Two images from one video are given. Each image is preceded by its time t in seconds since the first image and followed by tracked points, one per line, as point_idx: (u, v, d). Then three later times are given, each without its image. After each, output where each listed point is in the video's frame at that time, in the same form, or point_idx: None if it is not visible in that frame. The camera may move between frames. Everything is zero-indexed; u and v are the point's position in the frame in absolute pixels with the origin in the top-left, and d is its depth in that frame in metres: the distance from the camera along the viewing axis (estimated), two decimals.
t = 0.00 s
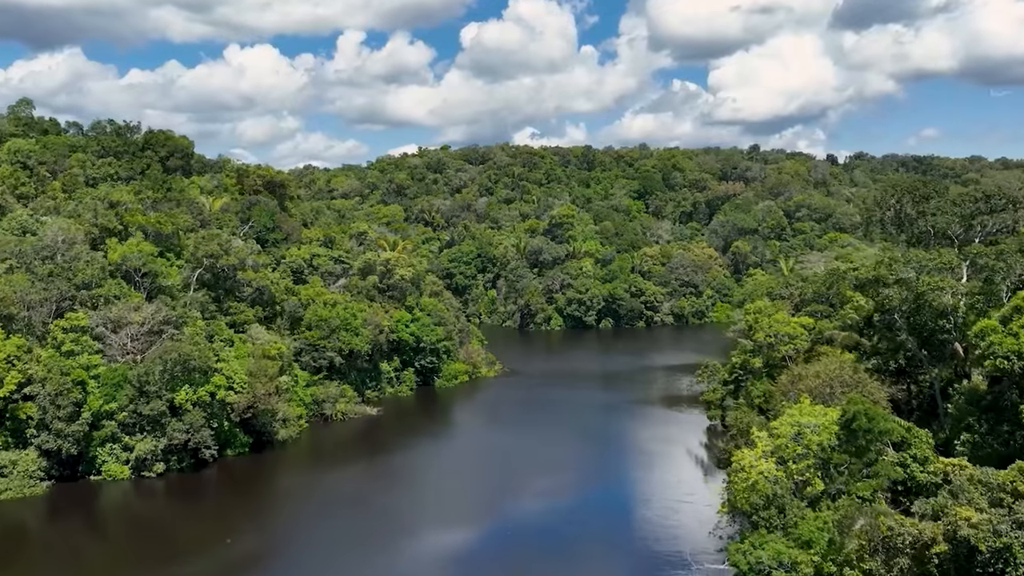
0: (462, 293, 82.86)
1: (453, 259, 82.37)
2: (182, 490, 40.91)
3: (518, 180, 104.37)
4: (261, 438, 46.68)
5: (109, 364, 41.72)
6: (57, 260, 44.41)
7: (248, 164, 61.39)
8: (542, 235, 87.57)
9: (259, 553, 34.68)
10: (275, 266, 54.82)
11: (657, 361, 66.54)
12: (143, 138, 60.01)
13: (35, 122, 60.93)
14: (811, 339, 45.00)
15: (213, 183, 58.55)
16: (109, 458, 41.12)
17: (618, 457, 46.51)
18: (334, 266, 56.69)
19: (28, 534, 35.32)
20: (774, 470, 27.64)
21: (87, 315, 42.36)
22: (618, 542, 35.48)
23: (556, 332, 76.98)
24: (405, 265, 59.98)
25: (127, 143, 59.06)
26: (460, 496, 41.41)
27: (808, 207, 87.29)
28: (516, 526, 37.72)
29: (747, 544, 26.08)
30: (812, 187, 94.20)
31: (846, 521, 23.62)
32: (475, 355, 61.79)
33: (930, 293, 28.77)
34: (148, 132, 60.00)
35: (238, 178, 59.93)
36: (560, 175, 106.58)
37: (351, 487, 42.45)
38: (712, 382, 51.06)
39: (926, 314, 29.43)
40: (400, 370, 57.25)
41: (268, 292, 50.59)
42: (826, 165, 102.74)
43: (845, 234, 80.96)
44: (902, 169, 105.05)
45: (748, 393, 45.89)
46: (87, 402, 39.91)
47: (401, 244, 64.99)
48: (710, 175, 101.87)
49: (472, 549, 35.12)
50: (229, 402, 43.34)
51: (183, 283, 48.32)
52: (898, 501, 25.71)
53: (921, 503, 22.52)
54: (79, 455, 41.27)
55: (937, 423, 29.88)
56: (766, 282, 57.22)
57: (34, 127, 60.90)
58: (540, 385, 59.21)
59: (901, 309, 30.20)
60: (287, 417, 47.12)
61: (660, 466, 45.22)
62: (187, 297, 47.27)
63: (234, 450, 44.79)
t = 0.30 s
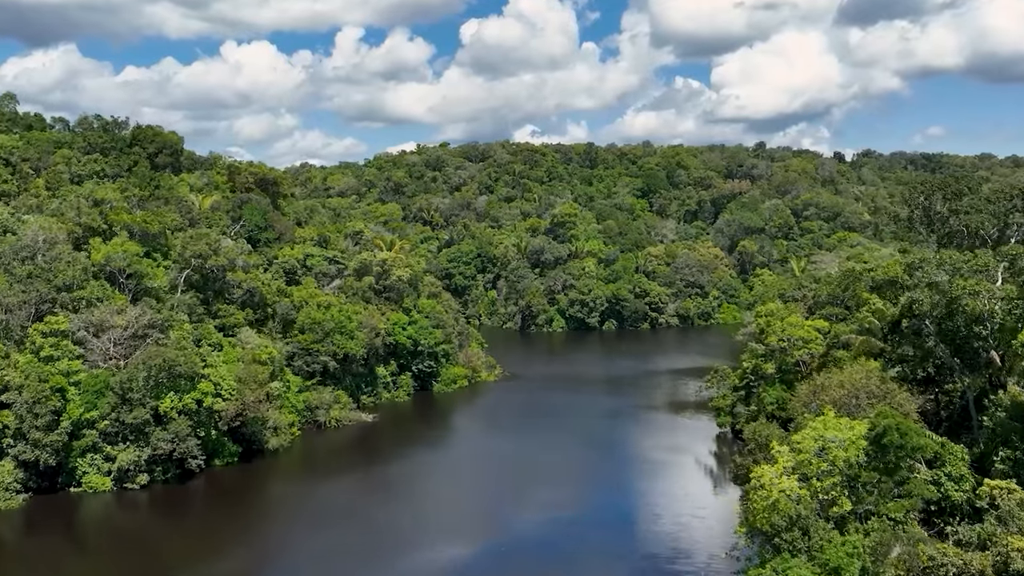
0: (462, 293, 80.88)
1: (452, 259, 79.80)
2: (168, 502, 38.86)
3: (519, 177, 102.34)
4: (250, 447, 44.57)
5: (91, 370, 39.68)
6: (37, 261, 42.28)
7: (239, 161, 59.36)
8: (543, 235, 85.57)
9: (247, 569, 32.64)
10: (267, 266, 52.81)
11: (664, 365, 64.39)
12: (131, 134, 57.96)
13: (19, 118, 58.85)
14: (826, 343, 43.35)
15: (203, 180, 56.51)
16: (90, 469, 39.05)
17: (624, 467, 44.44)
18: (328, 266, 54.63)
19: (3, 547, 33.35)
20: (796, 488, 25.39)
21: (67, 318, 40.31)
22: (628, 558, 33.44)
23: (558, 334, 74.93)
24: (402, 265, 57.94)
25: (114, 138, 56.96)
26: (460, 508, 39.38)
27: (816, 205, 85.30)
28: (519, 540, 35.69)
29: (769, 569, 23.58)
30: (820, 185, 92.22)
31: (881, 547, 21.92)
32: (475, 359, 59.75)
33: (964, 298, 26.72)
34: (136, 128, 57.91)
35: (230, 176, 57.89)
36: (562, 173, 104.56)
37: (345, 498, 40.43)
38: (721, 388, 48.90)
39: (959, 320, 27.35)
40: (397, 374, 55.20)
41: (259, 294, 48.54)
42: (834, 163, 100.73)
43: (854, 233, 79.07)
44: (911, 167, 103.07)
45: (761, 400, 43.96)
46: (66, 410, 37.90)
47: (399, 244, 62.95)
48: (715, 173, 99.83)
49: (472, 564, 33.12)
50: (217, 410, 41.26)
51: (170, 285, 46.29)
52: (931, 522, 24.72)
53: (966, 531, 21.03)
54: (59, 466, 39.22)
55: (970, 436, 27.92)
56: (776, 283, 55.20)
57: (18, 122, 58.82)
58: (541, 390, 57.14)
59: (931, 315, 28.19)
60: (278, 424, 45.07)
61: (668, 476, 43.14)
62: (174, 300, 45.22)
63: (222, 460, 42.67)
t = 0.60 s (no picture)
0: (461, 294, 78.90)
1: (451, 259, 78.10)
2: (150, 515, 36.77)
3: (520, 175, 100.30)
4: (239, 456, 42.47)
5: (70, 377, 37.67)
6: (16, 261, 40.22)
7: (231, 158, 57.33)
8: (545, 234, 83.54)
9: None
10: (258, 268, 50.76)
11: (670, 369, 62.37)
12: (118, 130, 55.90)
13: (2, 113, 56.79)
14: (843, 348, 41.50)
15: (192, 178, 54.49)
16: (68, 481, 37.02)
17: (630, 478, 42.44)
18: (322, 266, 52.54)
19: None
20: (823, 508, 23.13)
21: (46, 322, 38.31)
22: None
23: (560, 336, 72.91)
24: (400, 266, 55.90)
25: (100, 134, 54.89)
26: (460, 522, 37.29)
27: (824, 204, 83.34)
28: (523, 555, 33.63)
29: None
30: (828, 183, 90.19)
31: None
32: (474, 363, 57.70)
33: (1002, 303, 24.67)
34: (123, 123, 55.85)
35: (220, 173, 55.86)
36: (564, 171, 102.53)
37: (338, 511, 38.36)
38: (732, 394, 46.74)
39: (996, 327, 25.42)
40: (394, 379, 53.15)
41: (249, 296, 46.45)
42: (841, 161, 98.68)
43: (864, 233, 77.19)
44: (920, 165, 101.09)
45: (775, 407, 41.92)
46: (44, 419, 35.90)
47: (396, 244, 60.92)
48: (720, 170, 97.76)
49: None
50: (203, 419, 39.21)
51: (157, 287, 44.27)
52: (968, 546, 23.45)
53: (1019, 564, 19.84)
54: (36, 478, 37.23)
55: (1008, 452, 25.90)
56: (788, 284, 53.07)
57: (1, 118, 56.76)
58: (543, 396, 55.12)
59: (966, 322, 26.23)
60: (268, 433, 43.04)
61: (677, 488, 41.10)
62: (160, 302, 43.22)
63: (209, 471, 40.57)
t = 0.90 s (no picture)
0: (460, 295, 76.88)
1: (450, 258, 77.06)
2: (133, 530, 34.71)
3: (521, 173, 98.29)
4: (227, 467, 40.43)
5: (48, 385, 35.66)
6: None
7: (222, 155, 55.31)
8: (546, 234, 81.56)
9: None
10: (249, 269, 48.80)
11: (678, 374, 60.32)
12: (104, 125, 53.86)
13: None
14: (862, 353, 39.60)
15: (181, 175, 52.51)
16: (45, 495, 34.93)
17: (637, 489, 40.43)
18: (316, 267, 50.52)
19: None
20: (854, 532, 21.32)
21: (22, 326, 36.31)
22: None
23: (562, 339, 70.92)
24: (396, 267, 53.86)
25: (86, 130, 52.86)
26: (458, 536, 35.22)
27: (833, 203, 81.49)
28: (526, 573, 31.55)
29: None
30: (836, 181, 88.20)
31: None
32: (474, 367, 55.65)
33: None
34: (109, 119, 53.80)
35: (211, 170, 53.85)
36: (565, 169, 100.54)
37: (330, 524, 36.29)
38: (743, 401, 44.50)
39: None
40: (390, 385, 51.11)
41: (239, 298, 44.40)
42: (848, 159, 96.74)
43: (874, 233, 75.27)
44: (929, 163, 99.19)
45: (790, 416, 39.96)
46: (19, 430, 33.88)
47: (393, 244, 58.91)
48: (726, 168, 95.76)
49: None
50: (188, 428, 37.21)
51: (142, 289, 42.25)
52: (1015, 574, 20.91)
53: None
54: (11, 491, 35.18)
55: None
56: (800, 286, 50.96)
57: None
58: (545, 402, 53.10)
59: (1008, 328, 26.18)
60: (258, 443, 41.00)
61: (687, 500, 39.05)
62: (145, 305, 41.21)
63: (194, 482, 38.48)
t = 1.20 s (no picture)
0: (460, 296, 74.80)
1: (449, 259, 74.77)
2: (112, 546, 32.68)
3: (522, 171, 96.28)
4: (214, 479, 38.40)
5: (24, 394, 33.71)
6: None
7: (212, 152, 53.29)
8: (548, 233, 79.61)
9: None
10: (240, 270, 46.88)
11: (685, 378, 58.25)
12: (90, 121, 51.87)
13: None
14: (881, 359, 37.81)
15: (169, 173, 50.56)
16: (20, 510, 32.89)
17: (643, 502, 38.39)
18: (309, 268, 48.63)
19: None
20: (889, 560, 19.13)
21: None
22: None
23: (564, 341, 68.94)
24: (393, 268, 51.81)
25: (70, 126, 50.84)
26: (455, 551, 33.26)
27: (841, 201, 79.60)
28: None
29: None
30: (845, 179, 86.21)
31: None
32: (474, 372, 53.56)
33: None
34: (95, 114, 51.79)
35: (200, 167, 51.90)
36: (567, 167, 98.52)
37: (319, 539, 34.33)
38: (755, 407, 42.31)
39: None
40: (387, 391, 49.06)
41: (227, 300, 42.34)
42: (856, 156, 94.74)
43: (884, 233, 73.40)
44: (938, 161, 97.25)
45: (806, 425, 37.89)
46: None
47: (390, 243, 56.91)
48: (731, 166, 93.76)
49: None
50: (172, 438, 35.19)
51: (125, 291, 40.29)
52: None
53: None
54: None
55: None
56: (813, 287, 48.80)
57: None
58: (546, 408, 51.12)
59: None
60: (246, 453, 38.95)
61: (697, 513, 37.06)
62: (128, 309, 39.25)
63: (179, 496, 36.49)
